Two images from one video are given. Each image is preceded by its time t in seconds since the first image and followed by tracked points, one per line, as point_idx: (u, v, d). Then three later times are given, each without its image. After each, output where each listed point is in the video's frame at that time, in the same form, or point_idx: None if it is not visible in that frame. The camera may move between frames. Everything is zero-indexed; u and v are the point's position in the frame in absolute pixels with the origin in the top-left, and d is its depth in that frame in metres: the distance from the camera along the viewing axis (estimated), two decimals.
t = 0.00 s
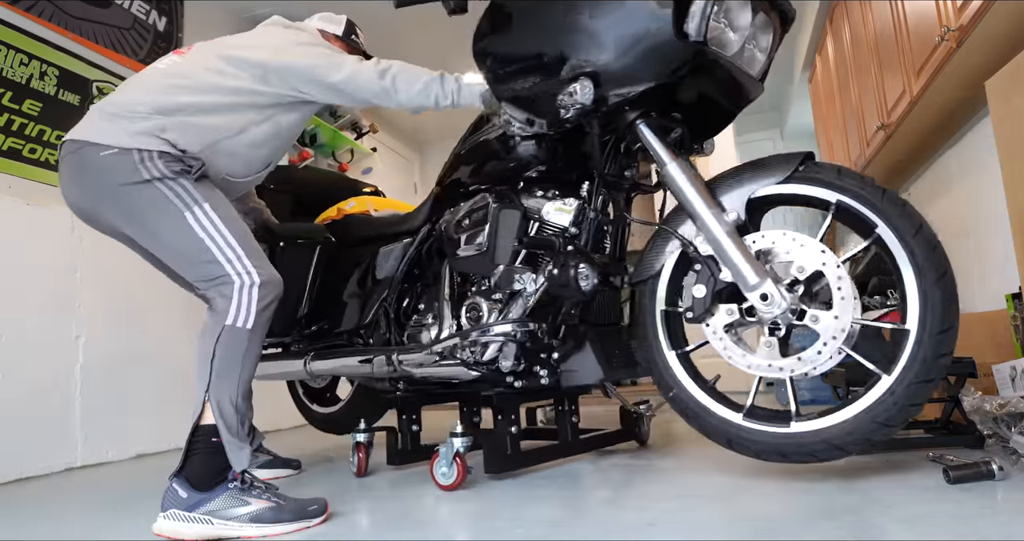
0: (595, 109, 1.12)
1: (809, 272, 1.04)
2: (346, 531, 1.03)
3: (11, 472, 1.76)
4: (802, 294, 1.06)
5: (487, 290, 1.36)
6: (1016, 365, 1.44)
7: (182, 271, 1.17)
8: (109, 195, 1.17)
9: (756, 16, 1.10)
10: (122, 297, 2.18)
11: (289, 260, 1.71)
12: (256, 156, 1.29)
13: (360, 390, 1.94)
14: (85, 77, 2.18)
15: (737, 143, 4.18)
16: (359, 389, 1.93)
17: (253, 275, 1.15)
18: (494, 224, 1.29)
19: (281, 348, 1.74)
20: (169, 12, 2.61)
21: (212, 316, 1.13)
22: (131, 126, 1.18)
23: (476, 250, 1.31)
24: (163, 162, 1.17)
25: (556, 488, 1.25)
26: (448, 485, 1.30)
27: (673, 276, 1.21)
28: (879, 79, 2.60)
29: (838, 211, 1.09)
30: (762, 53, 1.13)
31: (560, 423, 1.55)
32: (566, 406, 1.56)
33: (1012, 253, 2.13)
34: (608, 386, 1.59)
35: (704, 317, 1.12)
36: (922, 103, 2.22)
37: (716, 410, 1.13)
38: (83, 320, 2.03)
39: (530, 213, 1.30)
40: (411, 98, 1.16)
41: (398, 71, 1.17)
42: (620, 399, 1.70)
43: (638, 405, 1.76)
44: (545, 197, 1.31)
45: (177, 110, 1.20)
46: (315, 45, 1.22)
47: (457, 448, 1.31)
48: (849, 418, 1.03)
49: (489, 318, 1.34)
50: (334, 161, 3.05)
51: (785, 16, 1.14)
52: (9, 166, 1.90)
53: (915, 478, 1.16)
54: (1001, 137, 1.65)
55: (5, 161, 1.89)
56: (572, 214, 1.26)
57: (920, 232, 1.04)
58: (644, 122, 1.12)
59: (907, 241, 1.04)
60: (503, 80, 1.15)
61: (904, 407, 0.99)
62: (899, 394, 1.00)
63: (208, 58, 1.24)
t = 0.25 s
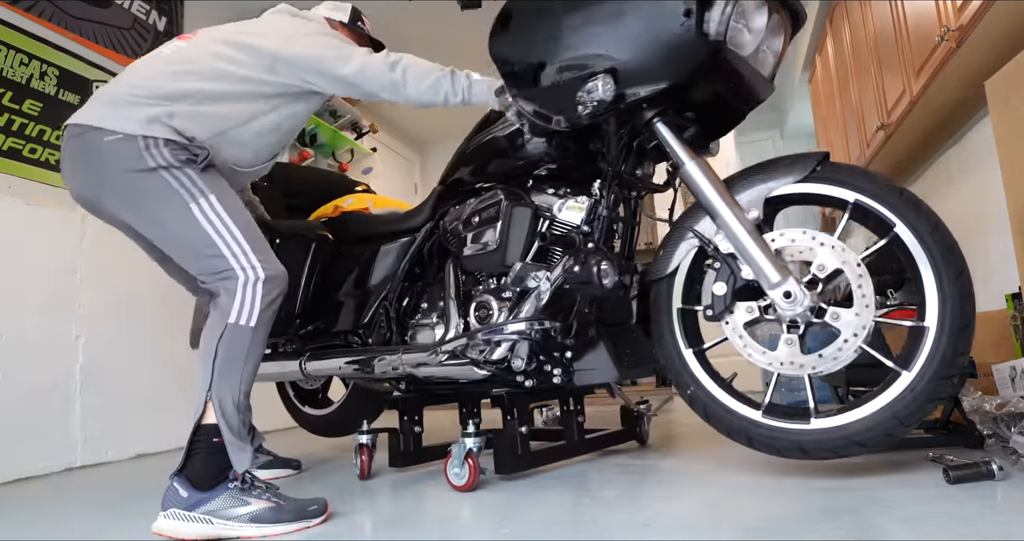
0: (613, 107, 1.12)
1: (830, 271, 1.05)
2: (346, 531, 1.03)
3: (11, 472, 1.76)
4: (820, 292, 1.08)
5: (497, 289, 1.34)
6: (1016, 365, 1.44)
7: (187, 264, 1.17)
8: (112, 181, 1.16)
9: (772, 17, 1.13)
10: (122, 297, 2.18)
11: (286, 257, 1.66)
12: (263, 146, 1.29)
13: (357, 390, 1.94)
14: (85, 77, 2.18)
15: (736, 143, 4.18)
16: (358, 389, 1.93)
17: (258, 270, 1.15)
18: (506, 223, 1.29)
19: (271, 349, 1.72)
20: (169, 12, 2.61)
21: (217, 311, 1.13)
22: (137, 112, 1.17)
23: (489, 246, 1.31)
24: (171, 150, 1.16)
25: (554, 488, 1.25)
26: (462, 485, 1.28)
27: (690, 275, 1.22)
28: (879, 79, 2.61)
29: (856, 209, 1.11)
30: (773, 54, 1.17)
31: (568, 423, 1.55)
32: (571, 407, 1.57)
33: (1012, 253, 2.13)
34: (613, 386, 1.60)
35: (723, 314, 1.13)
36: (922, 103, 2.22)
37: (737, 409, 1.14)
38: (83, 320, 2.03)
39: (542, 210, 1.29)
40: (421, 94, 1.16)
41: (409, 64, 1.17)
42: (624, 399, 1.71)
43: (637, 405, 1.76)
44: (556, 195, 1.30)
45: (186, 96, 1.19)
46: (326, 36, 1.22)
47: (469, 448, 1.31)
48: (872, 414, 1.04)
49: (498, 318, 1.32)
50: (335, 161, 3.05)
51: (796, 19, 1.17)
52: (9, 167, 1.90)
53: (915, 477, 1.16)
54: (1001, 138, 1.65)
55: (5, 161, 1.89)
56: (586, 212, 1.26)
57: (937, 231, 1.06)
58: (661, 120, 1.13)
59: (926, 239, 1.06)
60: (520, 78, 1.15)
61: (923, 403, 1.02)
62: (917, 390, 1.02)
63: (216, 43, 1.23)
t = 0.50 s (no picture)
0: (628, 106, 1.12)
1: (846, 270, 1.06)
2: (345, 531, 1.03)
3: (11, 472, 1.76)
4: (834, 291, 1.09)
5: (506, 288, 1.33)
6: (1016, 365, 1.44)
7: (195, 254, 1.17)
8: (122, 161, 1.16)
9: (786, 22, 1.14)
10: (122, 297, 2.18)
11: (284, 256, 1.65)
12: (275, 132, 1.28)
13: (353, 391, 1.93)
14: (85, 77, 2.18)
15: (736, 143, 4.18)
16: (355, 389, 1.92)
17: (267, 265, 1.14)
18: (517, 220, 1.29)
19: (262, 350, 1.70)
20: (169, 12, 2.61)
21: (223, 305, 1.13)
22: (150, 94, 1.17)
23: (500, 243, 1.31)
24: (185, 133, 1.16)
25: (555, 488, 1.25)
26: (473, 486, 1.27)
27: (702, 274, 1.23)
28: (879, 79, 2.60)
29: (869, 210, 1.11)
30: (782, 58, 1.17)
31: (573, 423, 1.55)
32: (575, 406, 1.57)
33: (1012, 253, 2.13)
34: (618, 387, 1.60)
35: (740, 313, 1.13)
36: (923, 103, 2.22)
37: (753, 408, 1.14)
38: (83, 320, 2.03)
39: (552, 210, 1.29)
40: (432, 85, 1.15)
41: (420, 55, 1.16)
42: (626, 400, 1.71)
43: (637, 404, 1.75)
44: (564, 193, 1.30)
45: (199, 79, 1.19)
46: (339, 18, 1.20)
47: (480, 448, 1.29)
48: (889, 413, 1.05)
49: (507, 316, 1.31)
50: (335, 161, 3.05)
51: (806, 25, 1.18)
52: (9, 167, 1.90)
53: (916, 477, 1.16)
54: (1001, 138, 1.65)
55: (5, 161, 1.89)
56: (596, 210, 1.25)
57: (952, 231, 1.07)
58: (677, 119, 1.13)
59: (940, 239, 1.06)
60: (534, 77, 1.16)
61: (938, 402, 1.02)
62: (932, 389, 1.03)
63: (230, 24, 1.23)
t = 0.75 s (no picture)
0: (640, 105, 1.12)
1: (857, 270, 1.07)
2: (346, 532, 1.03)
3: (11, 472, 1.76)
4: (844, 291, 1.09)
5: (512, 287, 1.33)
6: (1016, 365, 1.44)
7: (206, 249, 1.17)
8: (137, 151, 1.16)
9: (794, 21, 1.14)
10: (122, 297, 2.18)
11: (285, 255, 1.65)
12: (290, 122, 1.29)
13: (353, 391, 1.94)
14: (85, 77, 2.18)
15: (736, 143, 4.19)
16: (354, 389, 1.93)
17: (280, 263, 1.14)
18: (526, 218, 1.27)
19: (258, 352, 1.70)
20: (169, 12, 2.61)
21: (234, 302, 1.13)
22: (165, 82, 1.17)
23: (505, 242, 1.30)
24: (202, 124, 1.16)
25: (555, 488, 1.25)
26: (482, 486, 1.27)
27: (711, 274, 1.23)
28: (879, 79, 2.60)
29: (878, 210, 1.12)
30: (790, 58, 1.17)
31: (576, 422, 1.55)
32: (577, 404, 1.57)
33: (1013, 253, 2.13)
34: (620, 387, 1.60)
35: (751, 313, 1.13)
36: (923, 103, 2.22)
37: (763, 407, 1.14)
38: (83, 320, 2.03)
39: (559, 207, 1.29)
40: (441, 77, 1.14)
41: (431, 46, 1.15)
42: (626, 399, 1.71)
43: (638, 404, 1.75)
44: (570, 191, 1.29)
45: (213, 67, 1.19)
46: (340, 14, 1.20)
47: (489, 448, 1.29)
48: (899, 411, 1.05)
49: (514, 315, 1.31)
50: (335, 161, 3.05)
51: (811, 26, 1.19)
52: (9, 167, 1.90)
53: (916, 477, 1.16)
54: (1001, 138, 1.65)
55: (5, 161, 1.89)
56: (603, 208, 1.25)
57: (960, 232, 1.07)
58: (687, 119, 1.15)
59: (949, 239, 1.07)
60: (546, 75, 1.16)
61: (948, 400, 1.03)
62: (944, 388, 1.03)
63: (244, 8, 1.22)
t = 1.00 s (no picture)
0: (649, 105, 1.12)
1: (865, 270, 1.07)
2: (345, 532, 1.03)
3: (11, 472, 1.76)
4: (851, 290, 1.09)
5: (518, 286, 1.32)
6: (1016, 365, 1.44)
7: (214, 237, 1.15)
8: (147, 143, 1.15)
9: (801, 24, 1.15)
10: (121, 297, 2.18)
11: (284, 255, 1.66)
12: (301, 118, 1.29)
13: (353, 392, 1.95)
14: (85, 77, 2.18)
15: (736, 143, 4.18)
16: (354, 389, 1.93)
17: (295, 263, 1.14)
18: (533, 217, 1.27)
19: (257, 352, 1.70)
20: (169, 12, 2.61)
21: (249, 298, 1.13)
22: (172, 77, 1.16)
23: (511, 242, 1.29)
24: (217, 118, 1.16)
25: (555, 488, 1.25)
26: (488, 486, 1.27)
27: (717, 274, 1.24)
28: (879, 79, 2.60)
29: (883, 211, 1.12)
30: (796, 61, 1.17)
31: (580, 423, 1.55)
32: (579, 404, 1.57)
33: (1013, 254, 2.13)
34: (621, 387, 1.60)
35: (759, 313, 1.14)
36: (923, 103, 2.22)
37: (772, 406, 1.14)
38: (83, 320, 2.03)
39: (564, 206, 1.29)
40: (449, 76, 1.15)
41: (439, 44, 1.16)
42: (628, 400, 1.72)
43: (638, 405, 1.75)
44: (575, 191, 1.29)
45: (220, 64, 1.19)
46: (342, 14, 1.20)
47: (496, 449, 1.29)
48: (907, 411, 1.05)
49: (519, 315, 1.29)
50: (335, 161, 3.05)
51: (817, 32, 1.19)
52: (9, 167, 1.89)
53: (916, 477, 1.16)
54: (1001, 138, 1.65)
55: (5, 161, 1.88)
56: (609, 208, 1.25)
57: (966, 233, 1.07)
58: (695, 120, 1.15)
59: (954, 239, 1.07)
60: (554, 75, 1.16)
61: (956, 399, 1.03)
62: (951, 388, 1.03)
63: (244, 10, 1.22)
